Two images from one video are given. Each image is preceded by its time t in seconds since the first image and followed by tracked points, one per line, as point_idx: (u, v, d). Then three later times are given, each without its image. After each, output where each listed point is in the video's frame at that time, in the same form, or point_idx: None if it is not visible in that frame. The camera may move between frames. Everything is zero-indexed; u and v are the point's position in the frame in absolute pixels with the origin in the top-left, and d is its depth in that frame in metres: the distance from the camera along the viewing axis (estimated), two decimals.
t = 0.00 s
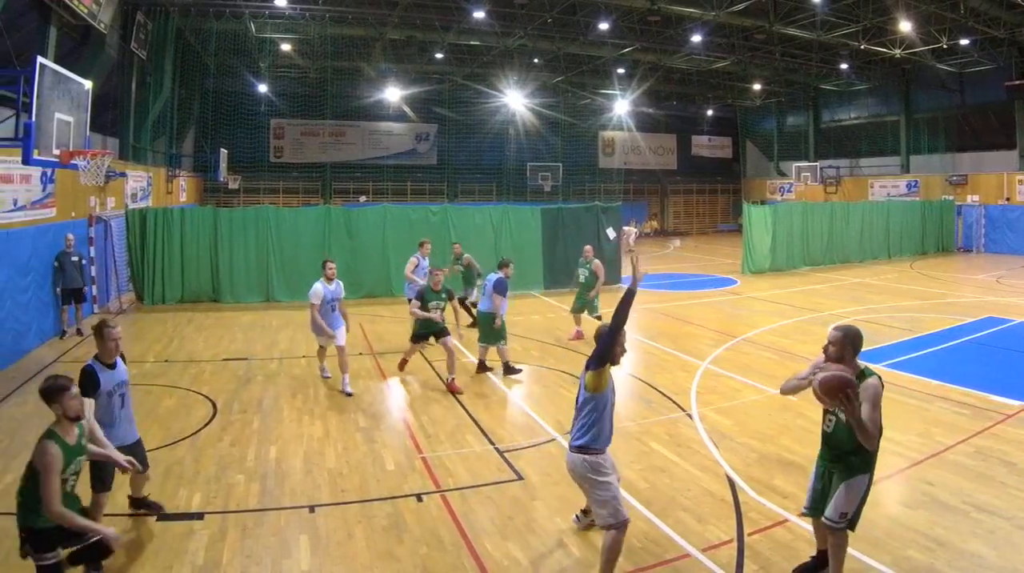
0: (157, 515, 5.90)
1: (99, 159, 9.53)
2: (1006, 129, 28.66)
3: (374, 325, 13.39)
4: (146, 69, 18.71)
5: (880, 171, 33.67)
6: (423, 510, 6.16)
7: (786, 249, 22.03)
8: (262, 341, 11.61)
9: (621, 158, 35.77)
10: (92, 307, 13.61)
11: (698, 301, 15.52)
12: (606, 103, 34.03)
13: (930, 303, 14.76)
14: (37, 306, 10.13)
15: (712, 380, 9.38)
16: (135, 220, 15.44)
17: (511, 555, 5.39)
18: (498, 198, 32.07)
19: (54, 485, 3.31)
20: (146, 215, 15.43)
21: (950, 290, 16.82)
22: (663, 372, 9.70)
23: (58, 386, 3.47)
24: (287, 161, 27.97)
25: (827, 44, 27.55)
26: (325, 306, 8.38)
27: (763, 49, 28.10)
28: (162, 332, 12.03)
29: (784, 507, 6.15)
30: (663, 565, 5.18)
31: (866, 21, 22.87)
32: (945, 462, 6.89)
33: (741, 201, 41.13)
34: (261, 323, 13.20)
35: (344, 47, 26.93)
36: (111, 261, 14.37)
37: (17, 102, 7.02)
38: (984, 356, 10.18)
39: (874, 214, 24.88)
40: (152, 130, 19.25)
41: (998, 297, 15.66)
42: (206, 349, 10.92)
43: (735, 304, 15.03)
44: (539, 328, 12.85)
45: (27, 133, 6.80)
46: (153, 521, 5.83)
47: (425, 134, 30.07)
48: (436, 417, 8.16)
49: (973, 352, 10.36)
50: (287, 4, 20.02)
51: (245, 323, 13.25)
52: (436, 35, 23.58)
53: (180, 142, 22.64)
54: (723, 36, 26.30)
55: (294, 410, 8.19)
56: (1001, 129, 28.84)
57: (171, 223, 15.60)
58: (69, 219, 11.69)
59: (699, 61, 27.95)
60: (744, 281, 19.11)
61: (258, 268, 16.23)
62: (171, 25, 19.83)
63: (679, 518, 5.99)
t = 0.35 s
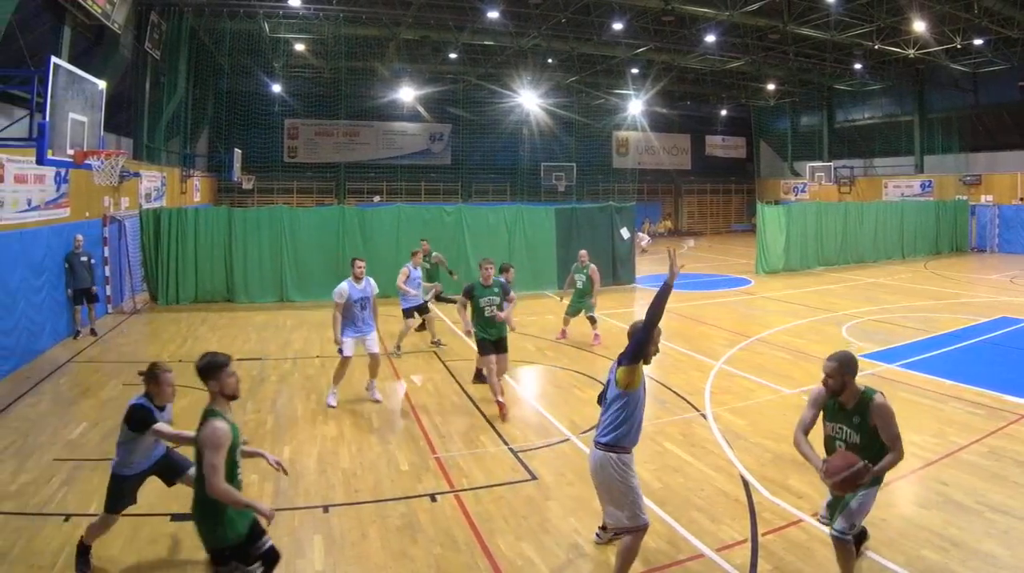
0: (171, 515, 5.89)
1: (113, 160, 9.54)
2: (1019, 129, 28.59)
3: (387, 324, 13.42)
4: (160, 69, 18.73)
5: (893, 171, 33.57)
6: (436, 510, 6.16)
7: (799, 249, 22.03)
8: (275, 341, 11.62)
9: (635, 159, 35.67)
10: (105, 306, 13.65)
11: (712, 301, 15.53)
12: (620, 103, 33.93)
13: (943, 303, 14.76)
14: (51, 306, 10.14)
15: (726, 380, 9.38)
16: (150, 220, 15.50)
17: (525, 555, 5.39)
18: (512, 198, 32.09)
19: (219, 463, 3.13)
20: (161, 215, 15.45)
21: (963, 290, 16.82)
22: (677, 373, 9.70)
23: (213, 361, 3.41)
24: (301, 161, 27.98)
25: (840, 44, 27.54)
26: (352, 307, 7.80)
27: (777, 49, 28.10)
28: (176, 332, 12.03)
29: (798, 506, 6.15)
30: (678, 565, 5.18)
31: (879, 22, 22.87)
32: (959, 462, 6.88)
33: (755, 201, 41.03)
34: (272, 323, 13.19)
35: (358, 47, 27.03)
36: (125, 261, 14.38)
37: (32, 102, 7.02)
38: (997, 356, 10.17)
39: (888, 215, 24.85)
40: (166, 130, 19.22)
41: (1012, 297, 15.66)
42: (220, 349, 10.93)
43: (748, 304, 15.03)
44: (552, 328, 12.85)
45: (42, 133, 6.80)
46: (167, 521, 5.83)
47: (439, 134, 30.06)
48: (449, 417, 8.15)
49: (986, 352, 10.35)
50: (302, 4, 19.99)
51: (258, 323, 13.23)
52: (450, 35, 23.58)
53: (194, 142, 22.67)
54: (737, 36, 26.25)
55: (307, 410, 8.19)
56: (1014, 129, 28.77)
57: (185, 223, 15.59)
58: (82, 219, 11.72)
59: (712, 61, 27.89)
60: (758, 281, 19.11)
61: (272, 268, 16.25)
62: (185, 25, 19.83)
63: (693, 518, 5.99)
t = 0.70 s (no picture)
0: (184, 515, 5.87)
1: (128, 160, 9.55)
2: None
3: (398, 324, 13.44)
4: (173, 69, 18.75)
5: (906, 171, 33.48)
6: (449, 510, 6.14)
7: (812, 249, 22.03)
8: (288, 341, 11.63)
9: (648, 159, 35.52)
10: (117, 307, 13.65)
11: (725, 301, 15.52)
12: (633, 103, 33.85)
13: (955, 303, 14.76)
14: (64, 306, 10.14)
15: (739, 380, 9.38)
16: (163, 219, 15.53)
17: (538, 556, 5.37)
18: (525, 198, 32.06)
19: (383, 485, 3.28)
20: (172, 215, 15.48)
21: (976, 290, 16.80)
22: (691, 373, 9.70)
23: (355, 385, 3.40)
24: (314, 161, 28.01)
25: (854, 44, 27.50)
26: (396, 317, 7.34)
27: (790, 49, 28.05)
28: (188, 332, 12.03)
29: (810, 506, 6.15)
30: (690, 565, 5.17)
31: (893, 22, 22.82)
32: (972, 462, 6.87)
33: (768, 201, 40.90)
34: (284, 324, 13.20)
35: (370, 47, 27.17)
36: (138, 261, 14.40)
37: (44, 102, 7.02)
38: (1010, 356, 10.17)
39: (901, 215, 24.85)
40: (179, 130, 19.20)
41: None
42: (233, 349, 10.94)
43: (761, 304, 15.03)
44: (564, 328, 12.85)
45: (54, 133, 6.79)
46: (180, 521, 5.81)
47: (451, 134, 30.01)
48: (461, 418, 8.15)
49: (999, 352, 10.35)
50: (315, 4, 19.94)
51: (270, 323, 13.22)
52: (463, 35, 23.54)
53: (207, 142, 22.70)
54: (750, 36, 26.21)
55: (320, 410, 8.17)
56: None
57: (198, 223, 15.60)
58: (96, 219, 11.78)
59: (725, 61, 27.77)
60: (770, 281, 19.10)
61: (284, 267, 16.27)
62: (198, 25, 19.78)
63: (706, 518, 5.98)
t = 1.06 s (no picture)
0: (198, 515, 5.86)
1: (142, 160, 9.58)
2: None
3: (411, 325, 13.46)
4: (187, 69, 18.80)
5: (920, 171, 33.44)
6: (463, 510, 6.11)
7: (826, 249, 22.03)
8: (302, 341, 11.64)
9: (662, 159, 35.33)
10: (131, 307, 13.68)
11: (739, 301, 15.52)
12: (647, 103, 33.77)
13: (969, 303, 14.76)
14: (78, 306, 10.15)
15: (754, 380, 9.39)
16: (177, 219, 15.62)
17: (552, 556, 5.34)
18: (539, 198, 32.03)
19: (491, 495, 3.22)
20: (185, 215, 15.53)
21: (990, 290, 16.79)
22: (705, 373, 9.70)
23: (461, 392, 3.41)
24: (327, 161, 28.01)
25: (867, 44, 27.49)
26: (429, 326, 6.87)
27: (804, 49, 28.03)
28: (202, 332, 12.04)
29: (824, 506, 6.13)
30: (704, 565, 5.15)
31: (906, 22, 22.81)
32: (987, 462, 6.86)
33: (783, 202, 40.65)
34: (296, 324, 13.20)
35: (385, 47, 27.12)
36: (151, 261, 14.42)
37: (58, 101, 7.03)
38: None
39: (915, 215, 24.82)
40: (193, 131, 19.22)
41: None
42: (246, 349, 10.94)
43: (774, 304, 15.02)
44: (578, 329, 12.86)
45: (68, 133, 6.79)
46: (195, 521, 5.80)
47: (465, 134, 30.03)
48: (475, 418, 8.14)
49: (1013, 352, 10.35)
50: (329, 4, 19.90)
51: (284, 323, 13.20)
52: (477, 35, 23.55)
53: (220, 142, 22.72)
54: (764, 36, 26.20)
55: (334, 411, 8.15)
56: None
57: (212, 222, 15.61)
58: (110, 219, 11.84)
59: (739, 61, 27.76)
60: (784, 281, 19.09)
61: (298, 268, 16.27)
62: (212, 25, 19.77)
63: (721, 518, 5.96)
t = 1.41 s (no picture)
0: (211, 516, 5.84)
1: (155, 160, 9.58)
2: None
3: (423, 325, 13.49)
4: (199, 69, 18.81)
5: (933, 171, 33.39)
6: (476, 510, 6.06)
7: (839, 249, 22.05)
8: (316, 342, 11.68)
9: (675, 159, 35.21)
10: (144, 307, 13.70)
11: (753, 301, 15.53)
12: (661, 103, 33.77)
13: (982, 303, 14.78)
14: (91, 306, 10.16)
15: (766, 379, 9.41)
16: (190, 219, 15.70)
17: (565, 556, 5.31)
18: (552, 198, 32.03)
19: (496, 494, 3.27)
20: (199, 215, 15.60)
21: (1003, 290, 16.79)
22: (718, 372, 9.72)
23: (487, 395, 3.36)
24: (340, 162, 28.02)
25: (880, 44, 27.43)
26: (440, 333, 6.52)
27: (817, 49, 27.98)
28: (215, 332, 12.04)
29: (837, 506, 6.13)
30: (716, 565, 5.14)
31: (919, 22, 22.77)
32: (1000, 462, 6.85)
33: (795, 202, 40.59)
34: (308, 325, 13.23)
35: (398, 47, 27.09)
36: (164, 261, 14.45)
37: (71, 101, 7.03)
38: None
39: (929, 215, 24.81)
40: (206, 130, 19.25)
41: None
42: (259, 349, 10.95)
43: (787, 304, 15.03)
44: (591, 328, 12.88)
45: (81, 133, 6.79)
46: (207, 521, 5.78)
47: (479, 133, 30.03)
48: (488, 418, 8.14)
49: None
50: (342, 4, 19.89)
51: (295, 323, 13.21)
52: (490, 35, 23.57)
53: (233, 142, 22.75)
54: (777, 36, 26.20)
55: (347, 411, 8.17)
56: None
57: (224, 222, 15.69)
58: (124, 219, 11.92)
59: (751, 61, 27.76)
60: (797, 281, 19.09)
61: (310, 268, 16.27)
62: (225, 25, 19.73)
63: (734, 518, 5.94)
